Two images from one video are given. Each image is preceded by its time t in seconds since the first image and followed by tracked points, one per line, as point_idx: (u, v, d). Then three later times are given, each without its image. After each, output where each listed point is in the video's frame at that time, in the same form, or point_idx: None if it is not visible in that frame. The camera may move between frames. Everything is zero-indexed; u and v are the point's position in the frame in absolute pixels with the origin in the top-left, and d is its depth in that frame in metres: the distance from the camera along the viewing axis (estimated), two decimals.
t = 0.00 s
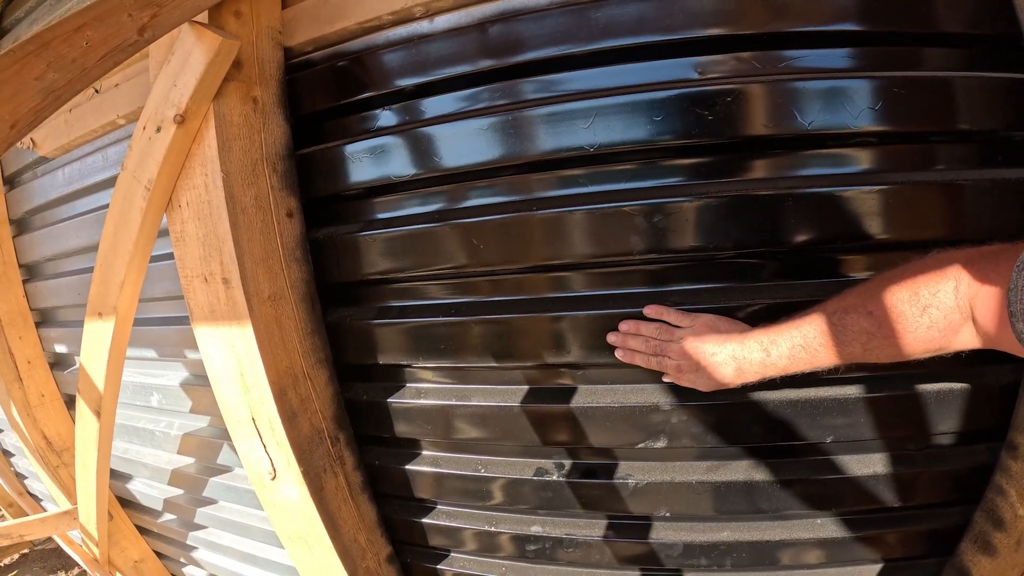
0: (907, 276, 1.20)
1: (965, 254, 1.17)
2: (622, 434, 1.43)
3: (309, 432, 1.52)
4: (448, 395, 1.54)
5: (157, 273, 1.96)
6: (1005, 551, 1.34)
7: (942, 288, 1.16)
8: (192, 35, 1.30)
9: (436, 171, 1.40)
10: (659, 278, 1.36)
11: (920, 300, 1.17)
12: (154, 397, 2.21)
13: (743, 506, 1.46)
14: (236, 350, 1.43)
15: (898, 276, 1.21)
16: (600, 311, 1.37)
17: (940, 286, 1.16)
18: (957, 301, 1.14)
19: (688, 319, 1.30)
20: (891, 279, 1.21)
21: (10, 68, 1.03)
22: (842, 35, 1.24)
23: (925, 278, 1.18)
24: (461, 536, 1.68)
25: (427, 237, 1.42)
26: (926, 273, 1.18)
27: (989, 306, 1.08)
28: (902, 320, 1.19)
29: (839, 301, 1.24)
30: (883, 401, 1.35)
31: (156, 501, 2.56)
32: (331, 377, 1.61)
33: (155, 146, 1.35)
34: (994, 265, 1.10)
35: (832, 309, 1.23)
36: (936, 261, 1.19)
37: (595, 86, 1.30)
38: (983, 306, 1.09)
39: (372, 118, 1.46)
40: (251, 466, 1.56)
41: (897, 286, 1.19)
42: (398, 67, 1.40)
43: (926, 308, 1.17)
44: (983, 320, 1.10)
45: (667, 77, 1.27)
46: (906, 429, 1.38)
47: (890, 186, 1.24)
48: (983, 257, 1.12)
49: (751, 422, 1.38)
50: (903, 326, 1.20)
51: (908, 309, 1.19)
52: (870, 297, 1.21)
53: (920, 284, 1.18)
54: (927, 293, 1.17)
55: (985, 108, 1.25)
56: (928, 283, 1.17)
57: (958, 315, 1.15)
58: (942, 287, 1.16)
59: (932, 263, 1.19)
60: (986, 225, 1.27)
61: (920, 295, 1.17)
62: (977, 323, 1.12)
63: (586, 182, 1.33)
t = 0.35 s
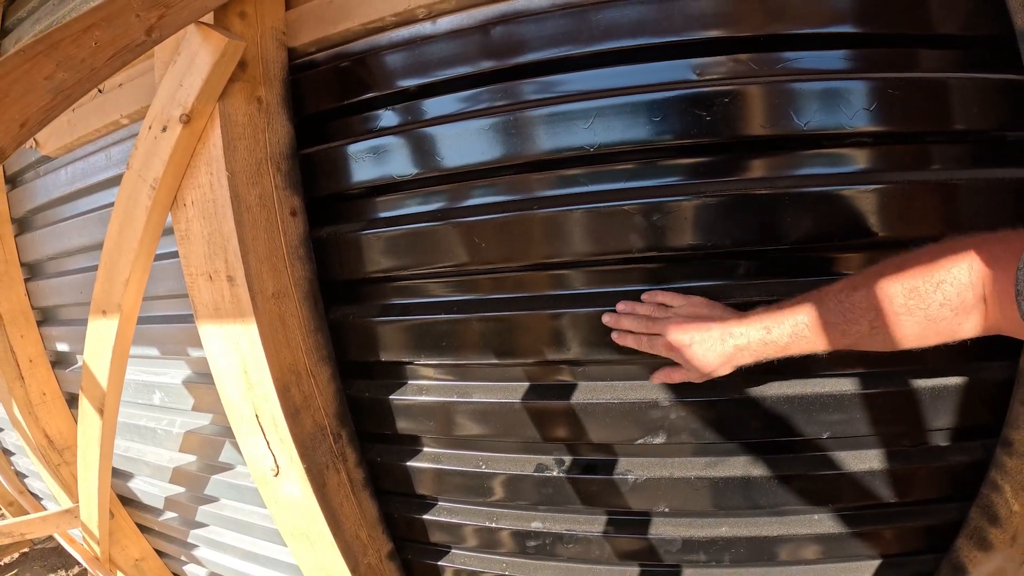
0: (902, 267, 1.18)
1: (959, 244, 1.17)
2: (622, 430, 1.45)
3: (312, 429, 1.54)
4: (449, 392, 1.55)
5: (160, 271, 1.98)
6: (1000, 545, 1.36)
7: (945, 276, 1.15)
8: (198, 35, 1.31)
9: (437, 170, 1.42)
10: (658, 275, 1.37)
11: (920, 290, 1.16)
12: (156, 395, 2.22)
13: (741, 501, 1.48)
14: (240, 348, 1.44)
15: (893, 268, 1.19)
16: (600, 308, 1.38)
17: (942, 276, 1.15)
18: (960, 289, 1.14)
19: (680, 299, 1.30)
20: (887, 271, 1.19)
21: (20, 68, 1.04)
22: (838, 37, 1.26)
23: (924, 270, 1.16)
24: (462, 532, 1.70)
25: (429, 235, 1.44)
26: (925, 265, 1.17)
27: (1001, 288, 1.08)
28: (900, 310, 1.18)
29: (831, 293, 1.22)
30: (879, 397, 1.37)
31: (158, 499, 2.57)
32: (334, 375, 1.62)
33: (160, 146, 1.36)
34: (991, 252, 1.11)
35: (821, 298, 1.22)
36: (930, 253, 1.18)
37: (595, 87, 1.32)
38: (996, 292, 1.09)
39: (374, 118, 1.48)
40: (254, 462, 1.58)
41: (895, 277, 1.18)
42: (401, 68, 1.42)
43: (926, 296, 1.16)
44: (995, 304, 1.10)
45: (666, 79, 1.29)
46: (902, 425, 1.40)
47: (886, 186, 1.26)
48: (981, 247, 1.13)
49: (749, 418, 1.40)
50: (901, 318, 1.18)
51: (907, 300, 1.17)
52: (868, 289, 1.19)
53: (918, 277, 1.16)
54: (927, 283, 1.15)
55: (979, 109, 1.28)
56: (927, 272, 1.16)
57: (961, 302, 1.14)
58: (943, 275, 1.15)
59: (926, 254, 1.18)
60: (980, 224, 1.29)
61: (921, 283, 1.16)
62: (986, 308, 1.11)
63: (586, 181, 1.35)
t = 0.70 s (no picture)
0: (895, 234, 1.15)
1: (942, 197, 1.14)
2: (619, 436, 1.43)
3: (303, 434, 1.51)
4: (444, 396, 1.53)
5: (152, 273, 1.96)
6: (1003, 553, 1.34)
7: (937, 237, 1.13)
8: (186, 33, 1.29)
9: (431, 171, 1.39)
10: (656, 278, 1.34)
11: (917, 255, 1.14)
12: (149, 397, 2.20)
13: (739, 508, 1.45)
14: (230, 352, 1.42)
15: (883, 235, 1.15)
16: (596, 312, 1.35)
17: (937, 237, 1.13)
18: (955, 251, 1.12)
19: (683, 278, 1.26)
20: (882, 241, 1.15)
21: None
22: (841, 35, 1.23)
23: (916, 232, 1.14)
24: (457, 538, 1.67)
25: (423, 237, 1.41)
26: (914, 224, 1.14)
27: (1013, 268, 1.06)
28: (894, 273, 1.17)
29: (828, 266, 1.19)
30: (880, 402, 1.34)
31: (152, 502, 2.55)
32: (327, 379, 1.60)
33: (148, 146, 1.34)
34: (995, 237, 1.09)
35: (813, 270, 1.20)
36: (914, 206, 1.15)
37: (593, 86, 1.29)
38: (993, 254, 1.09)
39: (368, 117, 1.45)
40: (245, 467, 1.55)
41: (891, 250, 1.15)
42: (395, 67, 1.40)
43: (923, 261, 1.14)
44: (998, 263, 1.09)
45: (664, 77, 1.26)
46: (904, 431, 1.37)
47: (888, 187, 1.24)
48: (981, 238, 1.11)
49: (749, 424, 1.37)
50: (896, 282, 1.18)
51: (899, 263, 1.16)
52: (863, 259, 1.17)
53: (906, 235, 1.14)
54: (922, 247, 1.14)
55: (985, 108, 1.25)
56: (916, 233, 1.14)
57: (959, 262, 1.13)
58: (937, 236, 1.13)
59: (913, 208, 1.15)
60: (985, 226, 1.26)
61: (917, 250, 1.14)
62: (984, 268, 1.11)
63: (582, 182, 1.32)
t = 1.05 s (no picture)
0: (888, 235, 1.17)
1: (934, 200, 1.17)
2: (620, 433, 1.45)
3: (308, 431, 1.53)
4: (447, 394, 1.55)
5: (158, 272, 1.98)
6: (999, 550, 1.36)
7: (930, 237, 1.15)
8: (194, 36, 1.31)
9: (435, 172, 1.42)
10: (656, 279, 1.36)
11: (909, 256, 1.16)
12: (154, 396, 2.22)
13: (738, 505, 1.47)
14: (236, 349, 1.44)
15: (877, 236, 1.17)
16: (598, 310, 1.37)
17: (930, 239, 1.15)
18: (947, 251, 1.15)
19: (683, 278, 1.28)
20: (875, 242, 1.17)
21: (15, 69, 1.03)
22: (838, 39, 1.25)
23: (908, 233, 1.16)
24: (460, 535, 1.69)
25: (427, 237, 1.44)
26: (907, 226, 1.17)
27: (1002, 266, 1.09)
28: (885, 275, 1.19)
29: (823, 267, 1.21)
30: (877, 400, 1.36)
31: (155, 500, 2.57)
32: (331, 377, 1.61)
33: (157, 147, 1.36)
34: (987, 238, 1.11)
35: (808, 271, 1.22)
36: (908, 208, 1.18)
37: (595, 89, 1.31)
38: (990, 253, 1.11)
39: (373, 119, 1.48)
40: (250, 464, 1.57)
41: (885, 250, 1.17)
42: (399, 70, 1.42)
43: (914, 262, 1.17)
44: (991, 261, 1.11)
45: (665, 80, 1.29)
46: (901, 429, 1.40)
47: (885, 189, 1.26)
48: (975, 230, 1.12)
49: (748, 422, 1.39)
50: (888, 283, 1.20)
51: (889, 265, 1.18)
52: (857, 260, 1.19)
53: (899, 235, 1.17)
54: (914, 248, 1.16)
55: (980, 111, 1.27)
56: (910, 233, 1.16)
57: (950, 261, 1.15)
58: (929, 237, 1.15)
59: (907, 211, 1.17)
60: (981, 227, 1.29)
61: (909, 251, 1.17)
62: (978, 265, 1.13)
63: (584, 184, 1.35)
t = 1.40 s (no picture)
0: (882, 239, 1.17)
1: (928, 204, 1.17)
2: (619, 432, 1.46)
3: (310, 430, 1.54)
4: (447, 393, 1.56)
5: (160, 272, 1.99)
6: (995, 549, 1.37)
7: (923, 240, 1.15)
8: (197, 39, 1.32)
9: (435, 174, 1.43)
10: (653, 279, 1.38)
11: (902, 259, 1.16)
12: (155, 395, 2.23)
13: (736, 504, 1.49)
14: (239, 348, 1.45)
15: (870, 239, 1.18)
16: (597, 311, 1.39)
17: (923, 242, 1.15)
18: (941, 253, 1.14)
19: (680, 280, 1.30)
20: (869, 245, 1.17)
21: (21, 71, 1.03)
22: (834, 43, 1.27)
23: (902, 236, 1.16)
24: (459, 533, 1.70)
25: (427, 238, 1.45)
26: (901, 229, 1.17)
27: (996, 272, 1.08)
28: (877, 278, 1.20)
29: (818, 271, 1.22)
30: (873, 400, 1.38)
31: (156, 499, 2.58)
32: (332, 377, 1.63)
33: (161, 148, 1.37)
34: (979, 242, 1.10)
35: (803, 274, 1.23)
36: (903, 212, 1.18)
37: (594, 92, 1.33)
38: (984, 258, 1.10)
39: (374, 121, 1.49)
40: (251, 463, 1.58)
41: (878, 253, 1.17)
42: (400, 72, 1.43)
43: (908, 265, 1.17)
44: (983, 264, 1.10)
45: (664, 84, 1.30)
46: (897, 428, 1.41)
47: (880, 191, 1.28)
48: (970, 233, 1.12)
49: (746, 421, 1.41)
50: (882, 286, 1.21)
51: (881, 268, 1.19)
52: (850, 263, 1.20)
53: (892, 238, 1.17)
54: (907, 251, 1.16)
55: (975, 114, 1.29)
56: (903, 236, 1.16)
57: (943, 264, 1.14)
58: (923, 240, 1.15)
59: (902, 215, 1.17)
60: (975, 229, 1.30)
61: (902, 254, 1.16)
62: (971, 268, 1.12)
63: (582, 185, 1.36)
